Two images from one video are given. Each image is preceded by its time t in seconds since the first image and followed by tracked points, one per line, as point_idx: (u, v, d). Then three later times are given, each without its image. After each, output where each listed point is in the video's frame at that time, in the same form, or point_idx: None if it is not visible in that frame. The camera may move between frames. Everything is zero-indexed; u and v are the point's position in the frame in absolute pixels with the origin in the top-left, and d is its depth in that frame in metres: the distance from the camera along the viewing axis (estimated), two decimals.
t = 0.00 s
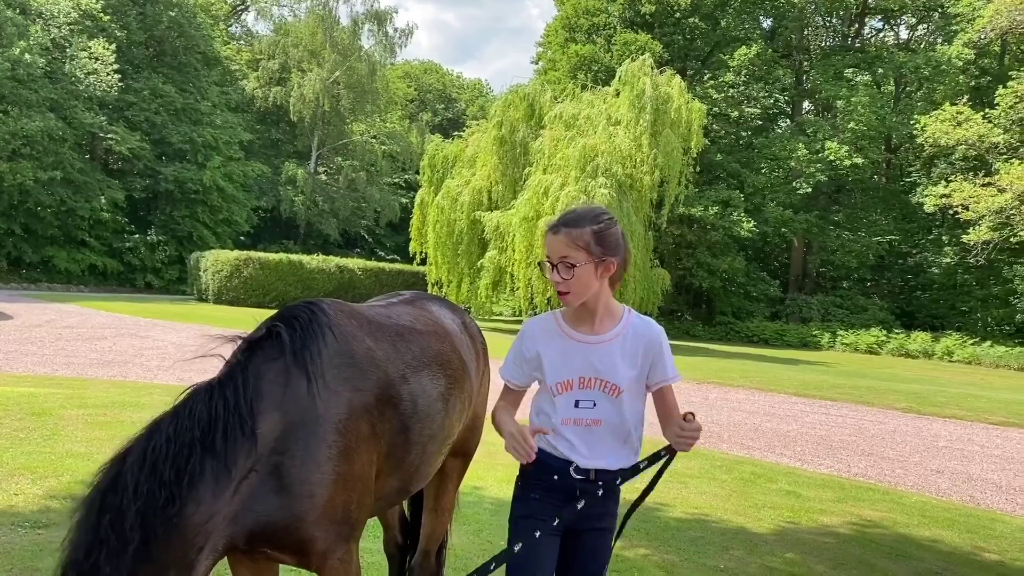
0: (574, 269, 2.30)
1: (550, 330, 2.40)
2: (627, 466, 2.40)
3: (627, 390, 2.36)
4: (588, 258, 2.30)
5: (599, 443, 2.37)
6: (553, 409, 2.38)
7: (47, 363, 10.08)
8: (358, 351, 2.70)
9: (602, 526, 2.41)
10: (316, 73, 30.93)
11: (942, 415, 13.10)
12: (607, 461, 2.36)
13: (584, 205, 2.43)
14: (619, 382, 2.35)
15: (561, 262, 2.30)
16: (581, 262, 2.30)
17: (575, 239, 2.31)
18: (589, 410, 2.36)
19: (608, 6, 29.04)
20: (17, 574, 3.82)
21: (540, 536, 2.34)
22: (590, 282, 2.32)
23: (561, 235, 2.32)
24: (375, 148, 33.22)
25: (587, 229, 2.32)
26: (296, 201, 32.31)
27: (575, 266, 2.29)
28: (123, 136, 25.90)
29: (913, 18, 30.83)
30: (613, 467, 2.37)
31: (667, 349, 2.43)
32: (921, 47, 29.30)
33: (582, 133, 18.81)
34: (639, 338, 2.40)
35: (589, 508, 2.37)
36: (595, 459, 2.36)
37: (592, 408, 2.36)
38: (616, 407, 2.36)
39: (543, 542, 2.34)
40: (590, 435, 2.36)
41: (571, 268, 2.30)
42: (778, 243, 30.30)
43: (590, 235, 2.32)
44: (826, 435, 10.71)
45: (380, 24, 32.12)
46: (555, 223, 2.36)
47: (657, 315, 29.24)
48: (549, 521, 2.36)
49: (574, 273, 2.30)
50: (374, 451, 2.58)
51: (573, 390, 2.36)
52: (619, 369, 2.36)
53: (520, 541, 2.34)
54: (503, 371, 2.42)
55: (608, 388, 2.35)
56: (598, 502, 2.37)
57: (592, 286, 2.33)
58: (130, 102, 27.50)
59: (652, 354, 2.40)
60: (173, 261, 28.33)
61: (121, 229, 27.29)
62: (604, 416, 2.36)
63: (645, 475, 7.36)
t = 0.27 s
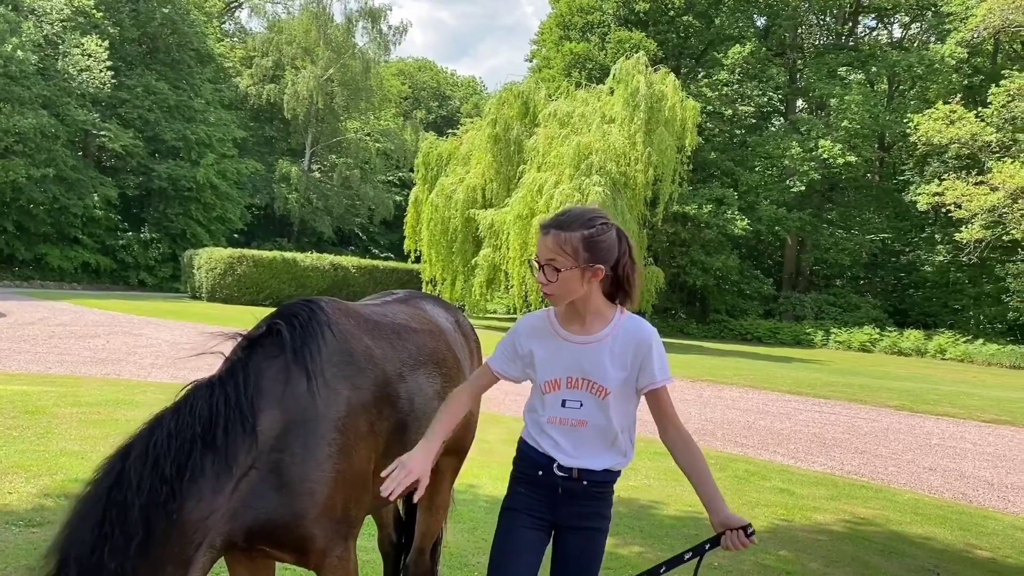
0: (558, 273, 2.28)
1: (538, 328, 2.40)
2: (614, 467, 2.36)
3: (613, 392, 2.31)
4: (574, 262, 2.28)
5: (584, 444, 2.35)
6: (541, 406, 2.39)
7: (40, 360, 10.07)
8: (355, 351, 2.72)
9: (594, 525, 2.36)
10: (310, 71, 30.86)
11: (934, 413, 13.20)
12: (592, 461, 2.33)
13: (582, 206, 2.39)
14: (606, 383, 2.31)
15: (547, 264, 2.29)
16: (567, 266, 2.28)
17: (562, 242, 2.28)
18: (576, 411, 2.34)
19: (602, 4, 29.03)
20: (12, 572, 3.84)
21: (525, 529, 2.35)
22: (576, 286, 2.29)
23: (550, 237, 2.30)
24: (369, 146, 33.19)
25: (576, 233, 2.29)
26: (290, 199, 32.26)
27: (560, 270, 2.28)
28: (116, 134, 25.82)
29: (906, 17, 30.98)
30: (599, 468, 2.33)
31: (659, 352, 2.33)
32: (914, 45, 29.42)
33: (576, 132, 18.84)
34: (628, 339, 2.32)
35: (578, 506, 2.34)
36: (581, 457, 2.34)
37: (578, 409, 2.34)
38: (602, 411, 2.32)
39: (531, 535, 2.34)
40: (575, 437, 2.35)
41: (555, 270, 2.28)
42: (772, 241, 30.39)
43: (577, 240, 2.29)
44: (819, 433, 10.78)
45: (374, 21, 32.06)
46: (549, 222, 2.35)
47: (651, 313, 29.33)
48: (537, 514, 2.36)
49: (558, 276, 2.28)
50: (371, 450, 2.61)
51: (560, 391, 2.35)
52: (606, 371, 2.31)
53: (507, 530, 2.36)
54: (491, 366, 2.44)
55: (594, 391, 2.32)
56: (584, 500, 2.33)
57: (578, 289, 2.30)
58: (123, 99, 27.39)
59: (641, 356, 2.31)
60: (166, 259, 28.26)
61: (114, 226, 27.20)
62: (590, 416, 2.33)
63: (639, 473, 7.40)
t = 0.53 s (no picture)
0: (537, 267, 2.21)
1: (517, 324, 2.34)
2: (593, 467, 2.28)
3: (590, 394, 2.24)
4: (553, 258, 2.21)
5: (561, 444, 2.28)
6: (517, 404, 2.32)
7: (36, 359, 10.05)
8: (353, 351, 2.72)
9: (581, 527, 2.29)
10: (306, 68, 30.81)
11: (929, 411, 13.25)
12: (571, 460, 2.26)
13: (568, 204, 2.32)
14: (584, 384, 2.24)
15: (525, 258, 2.22)
16: (545, 260, 2.20)
17: (542, 235, 2.21)
18: (554, 411, 2.28)
19: (599, 2, 28.99)
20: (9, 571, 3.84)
21: (509, 534, 2.30)
22: (557, 282, 2.22)
23: (531, 231, 2.23)
24: (366, 144, 33.14)
25: (558, 228, 2.22)
26: (286, 197, 32.20)
27: (538, 262, 2.21)
28: (112, 132, 25.74)
29: (902, 16, 31.06)
30: (578, 469, 2.26)
31: (637, 351, 2.27)
32: (910, 44, 29.48)
33: (573, 130, 18.85)
34: (607, 339, 2.26)
35: (561, 508, 2.27)
36: (560, 459, 2.27)
37: (556, 409, 2.27)
38: (580, 411, 2.26)
39: (515, 539, 2.30)
40: (554, 437, 2.28)
41: (533, 265, 2.21)
42: (768, 239, 30.41)
43: (558, 236, 2.21)
44: (815, 431, 10.81)
45: (370, 19, 32.01)
46: (532, 216, 2.28)
47: (647, 311, 29.33)
48: (521, 516, 2.31)
49: (536, 271, 2.21)
50: (368, 450, 2.61)
51: (538, 390, 2.29)
52: (584, 371, 2.25)
53: (492, 534, 2.32)
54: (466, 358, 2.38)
55: (573, 391, 2.25)
56: (565, 503, 2.26)
57: (557, 286, 2.23)
58: (118, 97, 27.29)
59: (619, 356, 2.25)
60: (162, 257, 28.19)
61: (110, 224, 27.12)
62: (567, 416, 2.27)
63: (635, 471, 7.42)
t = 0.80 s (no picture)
0: (521, 271, 2.15)
1: (494, 320, 2.30)
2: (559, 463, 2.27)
3: (561, 398, 2.23)
4: (540, 260, 2.14)
5: (528, 442, 2.26)
6: (486, 397, 2.29)
7: (34, 358, 10.03)
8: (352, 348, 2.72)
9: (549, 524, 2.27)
10: (304, 67, 30.77)
11: (928, 410, 13.26)
12: (536, 459, 2.24)
13: (561, 205, 2.26)
14: (557, 388, 2.22)
15: (511, 258, 2.16)
16: (531, 262, 2.14)
17: (530, 238, 2.15)
18: (522, 409, 2.26)
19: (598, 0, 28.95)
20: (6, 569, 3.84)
21: (479, 532, 2.29)
22: (542, 288, 2.17)
23: (519, 231, 2.17)
24: (364, 142, 33.10)
25: (547, 230, 2.15)
26: (284, 195, 32.18)
27: (523, 266, 2.15)
28: (110, 130, 25.70)
29: (900, 15, 31.10)
30: (543, 466, 2.25)
31: (616, 361, 2.25)
32: (908, 43, 29.49)
33: (571, 129, 18.84)
34: (586, 345, 2.24)
35: (527, 505, 2.25)
36: (527, 456, 2.24)
37: (525, 408, 2.25)
38: (549, 412, 2.24)
39: (486, 538, 2.29)
40: (523, 436, 2.26)
41: (517, 266, 2.15)
42: (766, 238, 30.41)
43: (547, 238, 2.15)
44: (813, 430, 10.82)
45: (368, 17, 31.97)
46: (521, 216, 2.21)
47: (646, 310, 29.33)
48: (489, 515, 2.30)
49: (520, 273, 2.15)
50: (366, 449, 2.60)
51: (509, 386, 2.26)
52: (559, 374, 2.23)
53: (460, 533, 2.32)
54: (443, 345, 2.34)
55: (543, 393, 2.23)
56: (530, 502, 2.25)
57: (541, 290, 2.17)
58: (116, 95, 27.25)
59: (597, 365, 2.24)
60: (160, 255, 28.15)
61: (108, 223, 27.09)
62: (535, 416, 2.25)
63: (633, 470, 7.42)
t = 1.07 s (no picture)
0: (524, 279, 2.11)
1: (492, 316, 2.29)
2: (527, 471, 2.22)
3: (542, 407, 2.18)
4: (544, 270, 2.09)
5: (503, 446, 2.21)
6: (470, 393, 2.27)
7: (34, 357, 10.03)
8: (352, 346, 2.72)
9: (521, 529, 2.23)
10: (304, 66, 30.78)
11: (928, 409, 13.27)
12: (506, 462, 2.20)
13: (571, 216, 2.20)
14: (539, 397, 2.18)
15: (516, 266, 2.11)
16: (535, 271, 2.09)
17: (539, 246, 2.10)
18: (500, 409, 2.22)
19: None
20: (8, 568, 3.84)
21: (449, 534, 2.30)
22: (545, 298, 2.12)
23: (527, 236, 2.13)
24: (364, 142, 33.09)
25: (553, 240, 2.10)
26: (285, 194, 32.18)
27: (528, 274, 2.10)
28: (110, 128, 25.70)
29: (900, 14, 31.11)
30: (512, 469, 2.21)
31: (605, 381, 2.19)
32: (909, 42, 29.49)
33: (571, 128, 18.83)
34: (580, 362, 2.18)
35: (499, 510, 2.22)
36: (496, 457, 2.21)
37: (502, 408, 2.22)
38: (526, 419, 2.20)
39: (456, 540, 2.30)
40: (496, 437, 2.22)
41: (521, 274, 2.10)
42: (766, 237, 30.42)
43: (552, 247, 2.09)
44: (813, 429, 10.82)
45: (369, 16, 31.97)
46: (533, 222, 2.16)
47: (646, 309, 29.32)
48: (460, 518, 2.30)
49: (524, 281, 2.10)
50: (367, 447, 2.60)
51: (493, 383, 2.24)
52: (545, 385, 2.18)
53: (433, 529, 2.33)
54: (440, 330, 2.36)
55: (525, 400, 2.19)
56: (496, 506, 2.22)
57: (543, 300, 2.12)
58: (117, 94, 27.25)
59: (582, 386, 2.17)
60: (160, 254, 28.17)
61: (108, 221, 27.10)
62: (512, 420, 2.21)
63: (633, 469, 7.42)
